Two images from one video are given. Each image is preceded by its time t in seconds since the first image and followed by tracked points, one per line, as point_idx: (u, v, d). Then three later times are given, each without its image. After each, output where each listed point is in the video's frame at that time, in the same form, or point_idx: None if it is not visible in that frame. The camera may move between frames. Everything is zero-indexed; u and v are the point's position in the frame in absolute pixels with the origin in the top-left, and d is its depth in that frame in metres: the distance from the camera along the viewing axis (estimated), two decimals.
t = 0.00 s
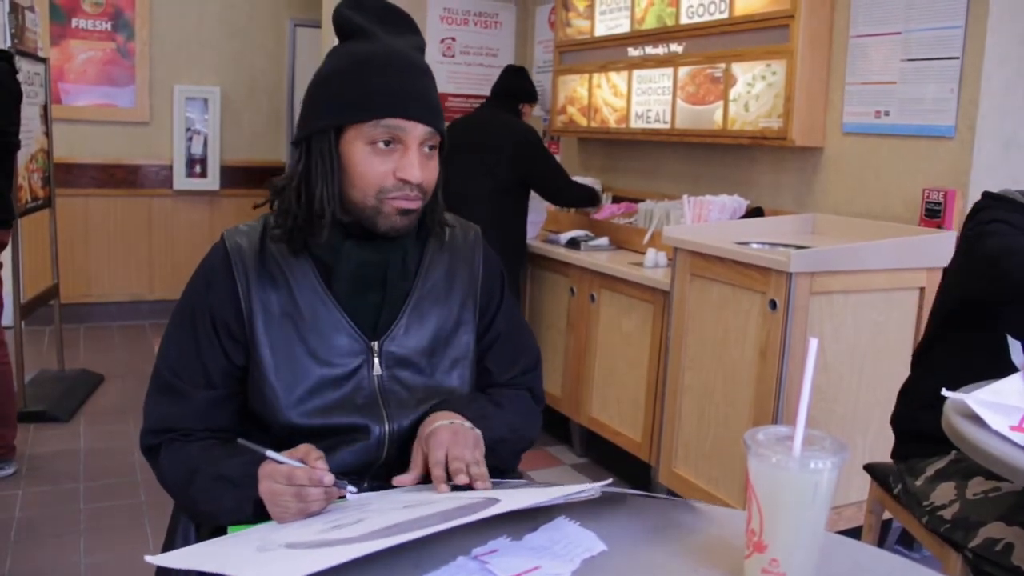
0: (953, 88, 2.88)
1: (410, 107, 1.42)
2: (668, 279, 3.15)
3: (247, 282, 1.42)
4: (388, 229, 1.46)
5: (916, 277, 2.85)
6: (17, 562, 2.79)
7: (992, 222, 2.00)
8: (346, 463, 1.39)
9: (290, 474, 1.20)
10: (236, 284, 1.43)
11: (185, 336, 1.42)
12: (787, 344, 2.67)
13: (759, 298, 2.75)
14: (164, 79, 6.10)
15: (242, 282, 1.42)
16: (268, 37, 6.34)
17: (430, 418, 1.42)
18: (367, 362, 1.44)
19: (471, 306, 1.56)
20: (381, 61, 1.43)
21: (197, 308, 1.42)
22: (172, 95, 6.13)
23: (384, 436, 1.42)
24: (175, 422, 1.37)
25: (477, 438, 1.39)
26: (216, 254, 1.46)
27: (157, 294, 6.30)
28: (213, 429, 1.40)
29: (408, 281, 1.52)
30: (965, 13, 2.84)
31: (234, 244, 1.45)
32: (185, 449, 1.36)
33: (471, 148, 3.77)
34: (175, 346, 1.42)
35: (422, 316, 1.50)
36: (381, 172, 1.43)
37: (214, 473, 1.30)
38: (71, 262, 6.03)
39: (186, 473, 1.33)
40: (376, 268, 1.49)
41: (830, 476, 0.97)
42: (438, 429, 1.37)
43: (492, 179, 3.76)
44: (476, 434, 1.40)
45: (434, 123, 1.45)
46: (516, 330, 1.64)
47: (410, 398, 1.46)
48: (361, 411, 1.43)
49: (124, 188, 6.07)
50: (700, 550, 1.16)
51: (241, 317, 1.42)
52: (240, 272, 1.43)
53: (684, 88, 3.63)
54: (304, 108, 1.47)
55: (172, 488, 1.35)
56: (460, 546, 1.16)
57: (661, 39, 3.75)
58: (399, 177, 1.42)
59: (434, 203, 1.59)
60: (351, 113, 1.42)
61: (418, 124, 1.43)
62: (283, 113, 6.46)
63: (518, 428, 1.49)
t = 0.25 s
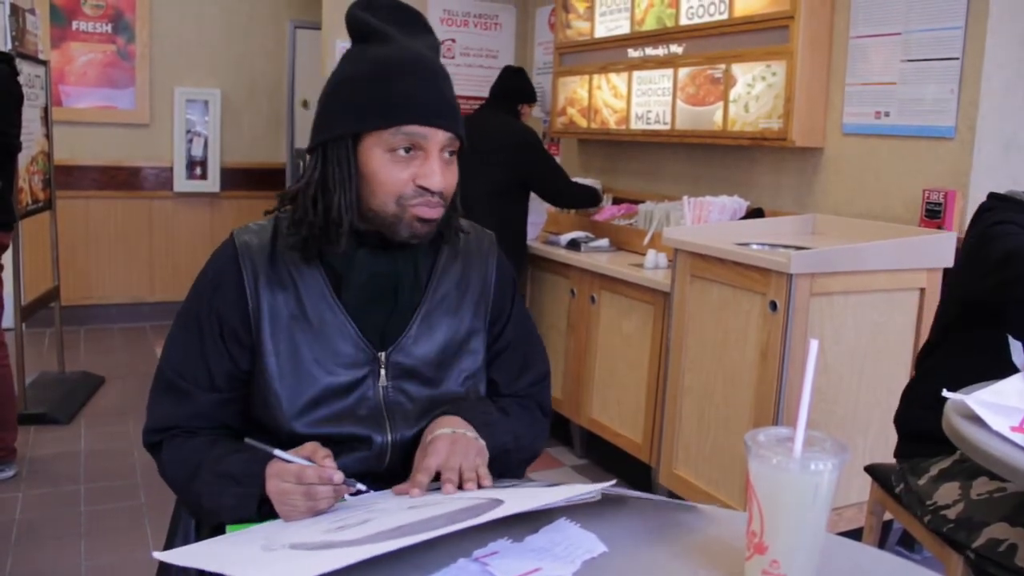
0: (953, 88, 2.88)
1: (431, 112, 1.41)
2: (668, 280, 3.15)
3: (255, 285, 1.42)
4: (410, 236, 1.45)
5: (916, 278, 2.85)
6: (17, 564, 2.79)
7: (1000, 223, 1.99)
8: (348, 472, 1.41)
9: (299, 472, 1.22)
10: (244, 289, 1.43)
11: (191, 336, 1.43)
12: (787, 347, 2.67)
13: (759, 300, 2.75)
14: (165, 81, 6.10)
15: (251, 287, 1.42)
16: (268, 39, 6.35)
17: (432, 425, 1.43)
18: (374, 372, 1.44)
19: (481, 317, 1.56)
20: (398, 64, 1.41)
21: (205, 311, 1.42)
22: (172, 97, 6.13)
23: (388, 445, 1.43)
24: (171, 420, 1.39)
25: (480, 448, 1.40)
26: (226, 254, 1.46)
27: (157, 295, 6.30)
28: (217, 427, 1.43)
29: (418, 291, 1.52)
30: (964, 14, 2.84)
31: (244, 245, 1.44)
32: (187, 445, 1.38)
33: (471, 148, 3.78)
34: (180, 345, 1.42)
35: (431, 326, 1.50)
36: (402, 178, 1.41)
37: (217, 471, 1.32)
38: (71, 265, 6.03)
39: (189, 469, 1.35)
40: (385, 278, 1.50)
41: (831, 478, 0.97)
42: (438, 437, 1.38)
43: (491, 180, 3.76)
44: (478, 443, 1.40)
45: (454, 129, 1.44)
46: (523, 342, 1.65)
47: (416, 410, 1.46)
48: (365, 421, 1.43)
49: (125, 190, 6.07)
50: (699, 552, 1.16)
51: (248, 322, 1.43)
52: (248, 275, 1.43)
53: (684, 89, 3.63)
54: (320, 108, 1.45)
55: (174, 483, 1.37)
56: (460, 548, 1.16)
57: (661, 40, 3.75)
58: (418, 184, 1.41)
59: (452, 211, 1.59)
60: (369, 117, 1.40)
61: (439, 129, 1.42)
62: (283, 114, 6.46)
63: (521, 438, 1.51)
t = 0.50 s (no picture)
0: (956, 95, 2.88)
1: (439, 132, 1.38)
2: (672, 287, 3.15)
3: (275, 291, 1.44)
4: (403, 250, 1.45)
5: (920, 285, 2.85)
6: (21, 571, 2.79)
7: (1007, 230, 1.98)
8: (353, 479, 1.43)
9: (284, 484, 1.19)
10: (263, 293, 1.44)
11: (206, 336, 1.43)
12: (791, 354, 2.67)
13: (763, 306, 2.75)
14: (169, 88, 6.12)
15: (270, 290, 1.44)
16: (272, 46, 6.37)
17: (433, 438, 1.43)
18: (388, 384, 1.46)
19: (497, 333, 1.57)
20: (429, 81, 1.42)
21: (222, 312, 1.43)
22: (176, 104, 6.14)
23: (396, 456, 1.45)
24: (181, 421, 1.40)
25: (481, 460, 1.39)
26: (247, 257, 1.47)
27: (161, 302, 6.31)
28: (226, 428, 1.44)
29: (436, 305, 1.53)
30: (967, 21, 2.84)
31: (264, 248, 1.46)
32: (194, 445, 1.39)
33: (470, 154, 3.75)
34: (195, 344, 1.43)
35: (446, 340, 1.51)
36: (399, 191, 1.40)
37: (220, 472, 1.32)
38: (75, 272, 6.05)
39: (192, 468, 1.35)
40: (404, 291, 1.50)
41: (836, 486, 0.97)
42: (438, 449, 1.38)
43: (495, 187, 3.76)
44: (479, 456, 1.40)
45: (466, 154, 1.41)
46: (540, 358, 1.65)
47: (423, 423, 1.48)
48: (375, 433, 1.45)
49: (129, 197, 6.09)
50: (703, 560, 1.16)
51: (264, 329, 1.44)
52: (268, 280, 1.44)
53: (687, 96, 3.64)
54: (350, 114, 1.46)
55: (178, 483, 1.37)
56: (465, 556, 1.16)
57: (664, 47, 3.76)
58: (414, 200, 1.40)
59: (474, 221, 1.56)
60: (385, 128, 1.40)
61: (445, 149, 1.39)
62: (286, 121, 6.47)
63: (526, 458, 1.51)
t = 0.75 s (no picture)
0: (959, 92, 2.87)
1: (447, 130, 1.40)
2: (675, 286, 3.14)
3: (285, 288, 1.44)
4: (405, 247, 1.46)
5: (924, 283, 2.84)
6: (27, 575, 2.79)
7: (1014, 227, 1.97)
8: (360, 479, 1.43)
9: (292, 495, 1.15)
10: (272, 289, 1.45)
11: (218, 332, 1.43)
12: (795, 352, 2.67)
13: (767, 305, 2.74)
14: (171, 91, 6.13)
15: (278, 286, 1.44)
16: (274, 48, 6.37)
17: (434, 440, 1.43)
18: (394, 382, 1.46)
19: (502, 333, 1.58)
20: (443, 81, 1.45)
21: (233, 308, 1.43)
22: (178, 107, 6.15)
23: (402, 456, 1.45)
24: (203, 423, 1.37)
25: (480, 461, 1.40)
26: (257, 254, 1.47)
27: (165, 304, 6.32)
28: (246, 432, 1.40)
29: (442, 304, 1.54)
30: (970, 18, 2.83)
31: (275, 244, 1.46)
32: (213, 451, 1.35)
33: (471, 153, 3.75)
34: (207, 339, 1.42)
35: (452, 338, 1.52)
36: (403, 187, 1.42)
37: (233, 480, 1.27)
38: (79, 275, 6.05)
39: (208, 476, 1.30)
40: (411, 289, 1.51)
41: (840, 484, 0.96)
42: (438, 451, 1.37)
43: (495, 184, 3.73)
44: (478, 458, 1.40)
45: (472, 155, 1.42)
46: (546, 360, 1.66)
47: (428, 423, 1.48)
48: (381, 432, 1.45)
49: (132, 200, 6.09)
50: (708, 559, 1.16)
51: (275, 325, 1.44)
52: (279, 277, 1.44)
53: (689, 95, 3.63)
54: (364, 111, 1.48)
55: (193, 493, 1.32)
56: (469, 556, 1.16)
57: (666, 46, 3.75)
58: (417, 197, 1.41)
59: (480, 220, 1.58)
60: (394, 123, 1.42)
61: (451, 148, 1.41)
62: (289, 123, 6.48)
63: (526, 456, 1.50)
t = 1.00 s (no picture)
0: (962, 92, 2.87)
1: (448, 121, 1.42)
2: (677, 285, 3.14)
3: (286, 284, 1.46)
4: (404, 242, 1.48)
5: (927, 283, 2.84)
6: (28, 572, 2.79)
7: (1017, 227, 1.96)
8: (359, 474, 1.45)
9: (359, 479, 1.18)
10: (273, 286, 1.46)
11: (221, 330, 1.42)
12: (796, 353, 2.67)
13: (769, 305, 2.74)
14: (173, 89, 6.12)
15: (280, 283, 1.45)
16: (276, 47, 6.37)
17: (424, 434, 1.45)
18: (392, 376, 1.49)
19: (498, 326, 1.60)
20: (442, 74, 1.47)
21: (235, 306, 1.43)
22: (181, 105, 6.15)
23: (400, 450, 1.48)
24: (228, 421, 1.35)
25: (465, 443, 1.39)
26: (255, 253, 1.48)
27: (167, 303, 6.32)
28: (264, 431, 1.39)
29: (438, 299, 1.56)
30: (974, 18, 2.83)
31: (274, 244, 1.47)
32: (234, 455, 1.33)
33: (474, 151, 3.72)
34: (210, 338, 1.42)
35: (449, 333, 1.54)
36: (403, 180, 1.44)
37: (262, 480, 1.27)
38: (81, 273, 6.05)
39: (231, 479, 1.29)
40: (409, 283, 1.52)
41: (843, 484, 0.96)
42: (420, 443, 1.37)
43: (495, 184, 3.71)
44: (463, 444, 1.39)
45: (469, 146, 1.44)
46: (540, 350, 1.68)
47: (424, 417, 1.51)
48: (381, 428, 1.47)
49: (134, 198, 6.09)
50: (710, 559, 1.16)
51: (277, 321, 1.45)
52: (279, 274, 1.46)
53: (692, 94, 3.63)
54: (361, 107, 1.49)
55: (214, 501, 1.31)
56: (471, 556, 1.16)
57: (669, 45, 3.75)
58: (418, 189, 1.43)
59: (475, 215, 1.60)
60: (394, 115, 1.44)
61: (451, 140, 1.43)
62: (291, 122, 6.48)
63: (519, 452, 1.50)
